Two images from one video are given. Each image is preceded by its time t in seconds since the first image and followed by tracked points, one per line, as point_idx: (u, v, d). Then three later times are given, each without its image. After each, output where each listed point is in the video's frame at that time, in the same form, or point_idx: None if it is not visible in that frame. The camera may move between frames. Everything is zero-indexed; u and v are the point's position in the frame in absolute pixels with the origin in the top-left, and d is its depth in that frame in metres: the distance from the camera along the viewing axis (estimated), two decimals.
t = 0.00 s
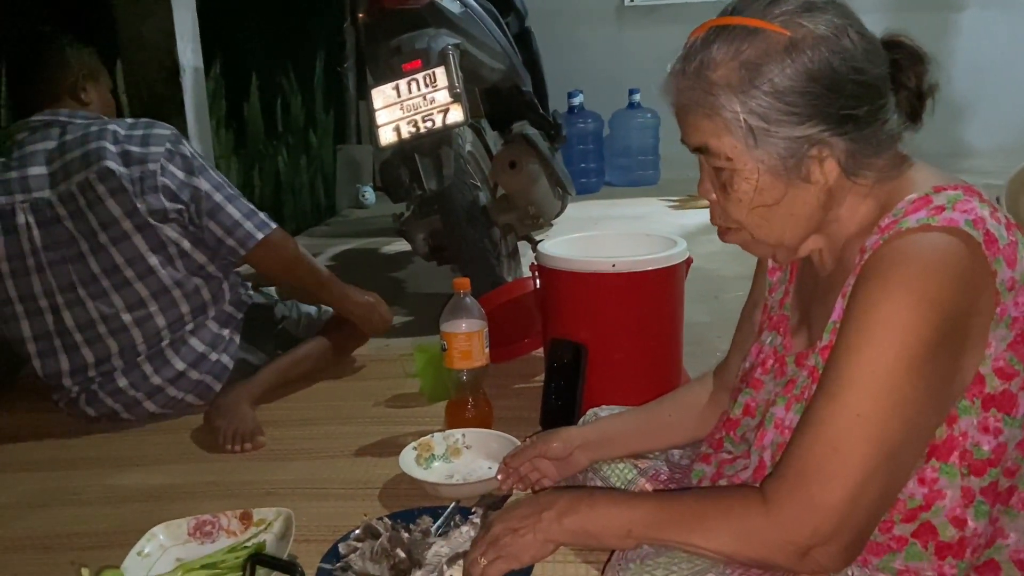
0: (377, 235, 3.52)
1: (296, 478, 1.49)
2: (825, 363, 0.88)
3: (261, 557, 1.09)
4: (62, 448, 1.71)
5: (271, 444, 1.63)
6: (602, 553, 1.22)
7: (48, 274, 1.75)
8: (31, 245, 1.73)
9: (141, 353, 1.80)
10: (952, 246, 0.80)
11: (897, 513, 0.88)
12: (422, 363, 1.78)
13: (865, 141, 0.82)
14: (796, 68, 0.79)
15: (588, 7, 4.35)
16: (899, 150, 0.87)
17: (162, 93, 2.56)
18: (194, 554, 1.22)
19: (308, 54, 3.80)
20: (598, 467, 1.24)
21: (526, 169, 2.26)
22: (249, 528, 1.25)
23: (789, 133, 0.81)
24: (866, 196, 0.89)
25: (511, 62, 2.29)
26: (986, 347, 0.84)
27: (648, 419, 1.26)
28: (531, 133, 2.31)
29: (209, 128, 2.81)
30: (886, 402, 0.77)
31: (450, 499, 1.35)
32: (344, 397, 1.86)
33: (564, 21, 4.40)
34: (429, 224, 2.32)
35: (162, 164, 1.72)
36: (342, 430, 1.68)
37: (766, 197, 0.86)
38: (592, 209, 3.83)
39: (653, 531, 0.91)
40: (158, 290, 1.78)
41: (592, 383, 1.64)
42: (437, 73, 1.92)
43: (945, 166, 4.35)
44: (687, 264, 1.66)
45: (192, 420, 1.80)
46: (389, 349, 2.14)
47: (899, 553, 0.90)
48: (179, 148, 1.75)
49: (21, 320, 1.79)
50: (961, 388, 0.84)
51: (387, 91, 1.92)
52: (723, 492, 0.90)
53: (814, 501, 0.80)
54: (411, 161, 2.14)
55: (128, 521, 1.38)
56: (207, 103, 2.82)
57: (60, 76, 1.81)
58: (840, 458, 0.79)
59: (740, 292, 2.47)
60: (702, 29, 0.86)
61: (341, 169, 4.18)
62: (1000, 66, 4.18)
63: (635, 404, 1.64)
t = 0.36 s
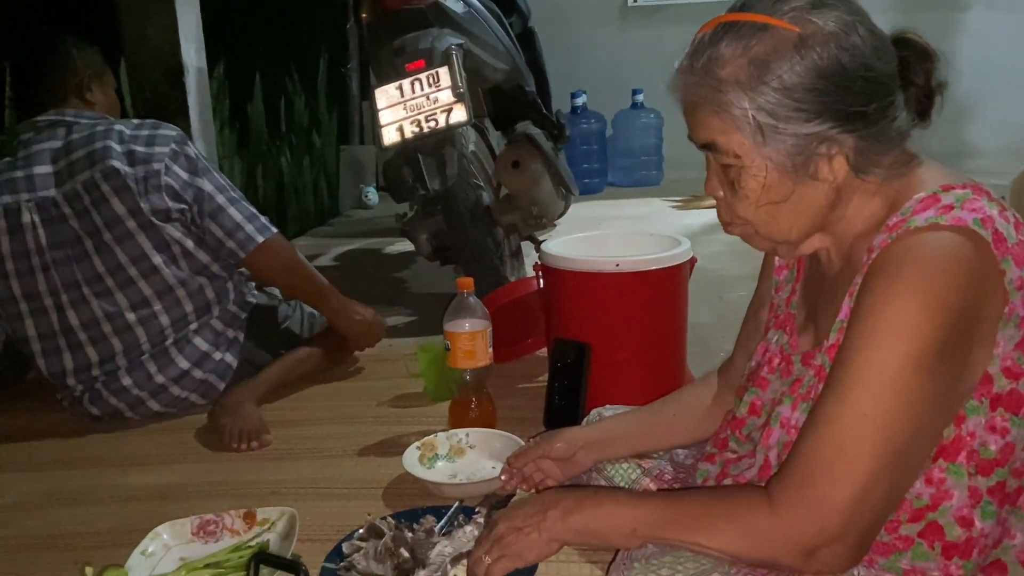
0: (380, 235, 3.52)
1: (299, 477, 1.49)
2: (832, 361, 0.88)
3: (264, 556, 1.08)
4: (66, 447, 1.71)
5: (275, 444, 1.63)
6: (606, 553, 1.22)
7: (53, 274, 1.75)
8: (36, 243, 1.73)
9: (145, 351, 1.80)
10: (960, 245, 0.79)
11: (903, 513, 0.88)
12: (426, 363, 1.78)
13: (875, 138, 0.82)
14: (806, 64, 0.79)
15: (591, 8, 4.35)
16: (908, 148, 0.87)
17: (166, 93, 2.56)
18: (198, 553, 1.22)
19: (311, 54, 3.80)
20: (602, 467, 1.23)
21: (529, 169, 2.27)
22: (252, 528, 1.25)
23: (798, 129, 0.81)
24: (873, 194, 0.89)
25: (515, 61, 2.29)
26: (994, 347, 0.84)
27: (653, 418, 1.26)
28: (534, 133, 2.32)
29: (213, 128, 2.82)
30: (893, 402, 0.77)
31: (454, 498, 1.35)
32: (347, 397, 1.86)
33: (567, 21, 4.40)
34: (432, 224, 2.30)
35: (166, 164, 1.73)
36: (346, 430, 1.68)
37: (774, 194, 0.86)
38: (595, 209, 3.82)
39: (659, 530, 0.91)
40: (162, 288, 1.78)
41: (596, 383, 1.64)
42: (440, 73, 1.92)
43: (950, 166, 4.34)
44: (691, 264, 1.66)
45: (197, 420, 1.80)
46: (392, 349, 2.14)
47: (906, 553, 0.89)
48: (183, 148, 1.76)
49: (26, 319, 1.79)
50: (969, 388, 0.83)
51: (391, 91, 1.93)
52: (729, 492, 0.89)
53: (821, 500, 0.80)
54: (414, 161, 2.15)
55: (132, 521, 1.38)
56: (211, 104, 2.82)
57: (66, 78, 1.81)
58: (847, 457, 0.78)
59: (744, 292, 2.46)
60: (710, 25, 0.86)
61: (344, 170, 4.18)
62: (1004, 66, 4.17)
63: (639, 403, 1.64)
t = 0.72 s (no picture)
0: (381, 236, 3.52)
1: (299, 478, 1.49)
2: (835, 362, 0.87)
3: (263, 558, 1.08)
4: (66, 448, 1.71)
5: (278, 445, 1.63)
6: (607, 554, 1.22)
7: (55, 274, 1.75)
8: (39, 243, 1.73)
9: (146, 352, 1.80)
10: (963, 246, 0.79)
11: (905, 514, 0.87)
12: (427, 364, 1.78)
13: (880, 138, 0.82)
14: (811, 63, 0.78)
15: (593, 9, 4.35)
16: (913, 148, 0.87)
17: (167, 93, 2.56)
18: (197, 554, 1.21)
19: (313, 55, 3.80)
20: (603, 467, 1.22)
21: (530, 170, 2.31)
22: (252, 529, 1.24)
23: (802, 129, 0.80)
24: (877, 194, 0.89)
25: (517, 62, 2.29)
26: (998, 348, 0.83)
27: (655, 419, 1.26)
28: (535, 134, 2.35)
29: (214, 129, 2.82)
30: (897, 403, 0.77)
31: (455, 499, 1.34)
32: (348, 398, 1.86)
33: (569, 22, 4.40)
34: (434, 225, 2.25)
35: (170, 167, 1.73)
36: (346, 431, 1.68)
37: (778, 193, 0.86)
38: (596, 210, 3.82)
39: (660, 531, 0.91)
40: (165, 290, 1.78)
41: (597, 384, 1.63)
42: (442, 74, 1.91)
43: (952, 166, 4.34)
44: (692, 264, 1.66)
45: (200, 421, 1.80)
46: (393, 350, 2.14)
47: (908, 555, 0.89)
48: (187, 151, 1.76)
49: (28, 318, 1.79)
50: (973, 389, 0.83)
51: (392, 92, 1.91)
52: (731, 492, 0.89)
53: (823, 502, 0.80)
54: (415, 162, 2.14)
55: (132, 522, 1.38)
56: (212, 104, 2.82)
57: (70, 80, 1.81)
58: (850, 459, 0.78)
59: (746, 293, 2.46)
60: (716, 24, 0.86)
61: (346, 171, 4.19)
62: (1005, 66, 4.17)
63: (641, 404, 1.64)
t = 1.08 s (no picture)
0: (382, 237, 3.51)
1: (298, 481, 1.48)
2: (834, 364, 0.87)
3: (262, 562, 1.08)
4: (67, 451, 1.70)
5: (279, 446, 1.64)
6: (607, 557, 1.22)
7: (57, 276, 1.74)
8: (42, 245, 1.73)
9: (147, 355, 1.79)
10: (962, 247, 0.79)
11: (905, 517, 0.87)
12: (427, 366, 1.77)
13: (879, 140, 0.81)
14: (810, 65, 0.78)
15: (594, 9, 4.35)
16: (912, 150, 0.86)
17: (168, 95, 2.56)
18: (196, 558, 1.21)
19: (314, 57, 3.80)
20: (603, 471, 1.23)
21: (531, 171, 2.32)
22: (251, 532, 1.24)
23: (801, 130, 0.80)
24: (876, 194, 0.88)
25: (517, 63, 2.28)
26: (997, 350, 0.83)
27: (655, 420, 1.25)
28: (535, 135, 2.36)
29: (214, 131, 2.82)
30: (896, 406, 0.76)
31: (455, 502, 1.34)
32: (348, 399, 1.85)
33: (570, 23, 4.39)
34: (434, 226, 2.25)
35: (173, 169, 1.73)
36: (346, 433, 1.68)
37: (777, 195, 0.85)
38: (598, 211, 3.81)
39: (659, 535, 0.90)
40: (167, 293, 1.78)
41: (597, 386, 1.63)
42: (442, 75, 1.91)
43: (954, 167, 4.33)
44: (693, 266, 1.65)
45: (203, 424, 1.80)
46: (394, 351, 2.13)
47: (907, 558, 0.88)
48: (190, 153, 1.76)
49: (29, 320, 1.78)
50: (972, 391, 0.83)
51: (392, 93, 1.92)
52: (730, 496, 0.88)
53: (822, 505, 0.79)
54: (415, 163, 2.15)
55: (132, 525, 1.38)
56: (213, 106, 2.82)
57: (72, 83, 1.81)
58: (848, 462, 0.78)
59: (747, 294, 2.45)
60: (716, 24, 0.85)
61: (348, 172, 4.19)
62: (1007, 66, 4.16)
63: (641, 406, 1.63)
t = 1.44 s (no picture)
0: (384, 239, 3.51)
1: (301, 483, 1.49)
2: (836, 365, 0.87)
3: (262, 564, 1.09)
4: (71, 453, 1.71)
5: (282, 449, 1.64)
6: (609, 559, 1.22)
7: (66, 277, 1.74)
8: (52, 246, 1.72)
9: (152, 356, 1.79)
10: (964, 248, 0.79)
11: (908, 518, 0.87)
12: (429, 368, 1.77)
13: (881, 141, 0.81)
14: (812, 66, 0.78)
15: (595, 10, 4.35)
16: (913, 152, 0.86)
17: (170, 98, 2.56)
18: (200, 560, 1.21)
19: (316, 58, 3.80)
20: (605, 472, 1.24)
21: (533, 172, 2.32)
22: (254, 534, 1.24)
23: (803, 132, 0.80)
24: (878, 195, 0.88)
25: (518, 65, 2.29)
26: (1000, 351, 0.83)
27: (658, 421, 1.25)
28: (537, 137, 2.36)
29: (217, 133, 2.82)
30: (898, 407, 0.76)
31: (458, 503, 1.34)
32: (351, 401, 1.86)
33: (571, 24, 4.40)
34: (436, 228, 2.26)
35: (188, 173, 1.74)
36: (349, 435, 1.68)
37: (779, 196, 0.85)
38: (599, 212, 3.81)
39: (661, 537, 0.90)
40: (176, 297, 1.78)
41: (599, 388, 1.63)
42: (443, 77, 1.91)
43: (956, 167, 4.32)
44: (694, 267, 1.65)
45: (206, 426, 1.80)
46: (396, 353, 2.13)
47: (910, 560, 0.88)
48: (205, 157, 1.77)
49: (35, 320, 1.78)
50: (975, 393, 0.83)
51: (394, 95, 1.92)
52: (732, 497, 0.88)
53: (825, 507, 0.79)
54: (417, 165, 2.13)
55: (135, 527, 1.38)
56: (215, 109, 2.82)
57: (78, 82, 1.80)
58: (850, 463, 0.77)
59: (749, 295, 2.45)
60: (717, 25, 0.85)
61: (349, 174, 4.19)
62: (1009, 65, 4.15)
63: (643, 408, 1.63)
